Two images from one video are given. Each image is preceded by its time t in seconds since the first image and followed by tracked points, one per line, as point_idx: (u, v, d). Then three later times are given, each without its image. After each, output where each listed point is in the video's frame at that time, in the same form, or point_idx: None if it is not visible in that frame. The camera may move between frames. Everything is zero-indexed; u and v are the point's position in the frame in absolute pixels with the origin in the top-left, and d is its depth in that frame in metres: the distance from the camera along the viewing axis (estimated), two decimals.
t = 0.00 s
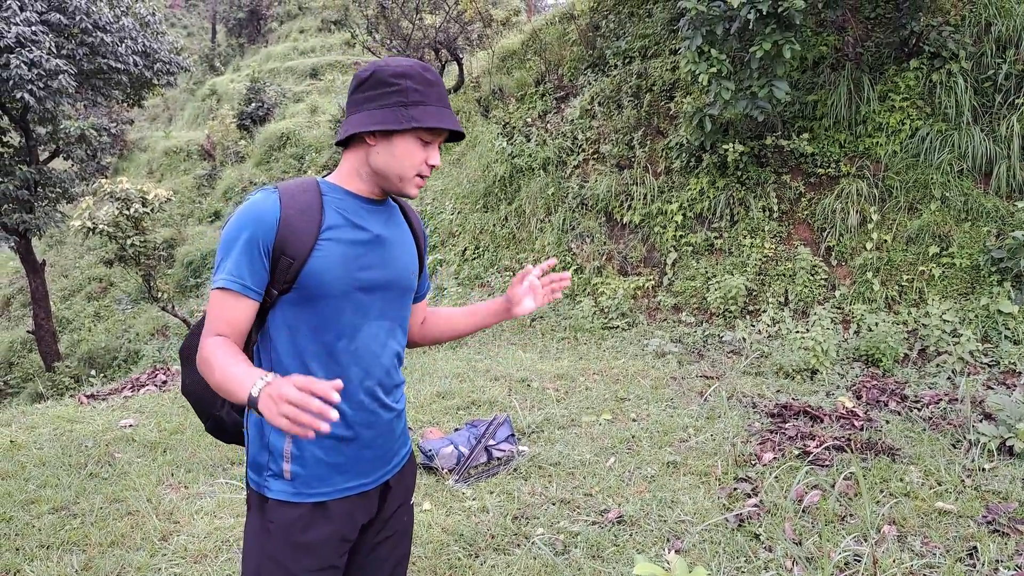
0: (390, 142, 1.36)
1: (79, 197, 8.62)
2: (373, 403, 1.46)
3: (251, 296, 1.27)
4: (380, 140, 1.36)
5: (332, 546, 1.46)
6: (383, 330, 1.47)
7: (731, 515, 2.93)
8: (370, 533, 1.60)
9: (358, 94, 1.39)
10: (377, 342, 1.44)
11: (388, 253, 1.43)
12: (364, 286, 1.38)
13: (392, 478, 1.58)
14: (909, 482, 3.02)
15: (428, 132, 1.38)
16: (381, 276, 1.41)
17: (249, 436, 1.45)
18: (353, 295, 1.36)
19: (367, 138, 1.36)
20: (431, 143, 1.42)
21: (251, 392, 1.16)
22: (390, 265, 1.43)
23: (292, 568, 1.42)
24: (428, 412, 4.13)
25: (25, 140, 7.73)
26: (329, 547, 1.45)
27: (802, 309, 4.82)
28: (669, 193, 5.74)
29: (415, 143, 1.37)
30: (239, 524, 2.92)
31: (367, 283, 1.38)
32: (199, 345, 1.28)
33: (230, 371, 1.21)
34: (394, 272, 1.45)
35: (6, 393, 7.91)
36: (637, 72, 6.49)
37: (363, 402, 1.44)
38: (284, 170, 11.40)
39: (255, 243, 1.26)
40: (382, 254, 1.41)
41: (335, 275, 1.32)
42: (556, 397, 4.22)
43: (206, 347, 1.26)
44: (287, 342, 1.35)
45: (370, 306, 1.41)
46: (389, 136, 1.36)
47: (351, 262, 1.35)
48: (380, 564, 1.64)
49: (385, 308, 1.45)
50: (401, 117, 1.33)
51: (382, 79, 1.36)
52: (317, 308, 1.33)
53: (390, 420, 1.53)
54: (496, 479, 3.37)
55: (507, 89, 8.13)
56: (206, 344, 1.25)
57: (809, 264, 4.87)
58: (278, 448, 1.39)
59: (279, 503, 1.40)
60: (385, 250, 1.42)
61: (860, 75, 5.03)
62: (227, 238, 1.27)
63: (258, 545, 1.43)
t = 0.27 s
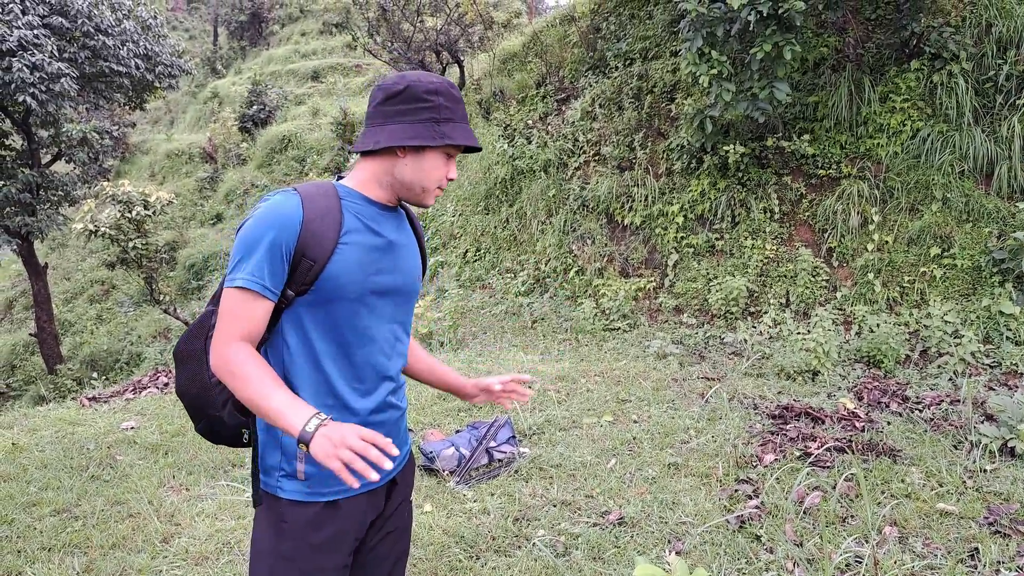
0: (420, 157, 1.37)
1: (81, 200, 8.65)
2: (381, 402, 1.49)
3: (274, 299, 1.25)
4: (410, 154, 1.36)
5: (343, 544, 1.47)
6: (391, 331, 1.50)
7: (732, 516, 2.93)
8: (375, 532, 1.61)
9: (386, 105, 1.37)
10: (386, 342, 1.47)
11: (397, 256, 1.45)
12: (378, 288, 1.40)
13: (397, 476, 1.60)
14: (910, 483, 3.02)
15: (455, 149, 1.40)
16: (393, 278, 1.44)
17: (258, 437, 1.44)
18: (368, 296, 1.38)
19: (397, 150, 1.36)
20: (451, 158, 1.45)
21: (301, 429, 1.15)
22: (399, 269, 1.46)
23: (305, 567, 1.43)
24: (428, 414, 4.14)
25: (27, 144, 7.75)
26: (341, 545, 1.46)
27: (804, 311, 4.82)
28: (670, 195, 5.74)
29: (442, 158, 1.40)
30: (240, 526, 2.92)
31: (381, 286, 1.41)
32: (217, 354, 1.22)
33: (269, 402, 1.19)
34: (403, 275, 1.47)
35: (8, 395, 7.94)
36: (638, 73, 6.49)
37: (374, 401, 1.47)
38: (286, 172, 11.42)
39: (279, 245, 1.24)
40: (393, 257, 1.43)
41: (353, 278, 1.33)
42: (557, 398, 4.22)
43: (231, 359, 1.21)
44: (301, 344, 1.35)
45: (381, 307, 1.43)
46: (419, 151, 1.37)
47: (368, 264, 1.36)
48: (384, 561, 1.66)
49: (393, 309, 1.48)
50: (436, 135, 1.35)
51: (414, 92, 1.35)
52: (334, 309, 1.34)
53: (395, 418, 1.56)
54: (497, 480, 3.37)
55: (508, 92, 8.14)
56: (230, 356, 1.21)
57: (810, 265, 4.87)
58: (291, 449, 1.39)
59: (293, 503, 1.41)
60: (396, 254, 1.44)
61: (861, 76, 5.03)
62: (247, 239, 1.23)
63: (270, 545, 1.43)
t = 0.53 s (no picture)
0: (442, 152, 1.41)
1: (87, 200, 8.71)
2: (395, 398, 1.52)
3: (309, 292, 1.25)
4: (432, 151, 1.41)
5: (356, 531, 1.50)
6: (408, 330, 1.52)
7: (734, 518, 2.92)
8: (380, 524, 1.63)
9: (401, 112, 1.41)
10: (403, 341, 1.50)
11: (420, 259, 1.47)
12: (402, 288, 1.42)
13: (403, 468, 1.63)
14: (912, 486, 3.01)
15: (473, 140, 1.46)
16: (415, 279, 1.46)
17: (273, 427, 1.44)
18: (393, 296, 1.40)
19: (419, 150, 1.41)
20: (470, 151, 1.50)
21: (366, 418, 1.28)
22: (420, 272, 1.48)
23: (322, 555, 1.44)
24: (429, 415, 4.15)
25: (33, 145, 7.81)
26: (355, 532, 1.49)
27: (807, 312, 4.80)
28: (673, 196, 5.74)
29: (462, 152, 1.44)
30: (244, 525, 2.94)
31: (404, 286, 1.43)
32: (253, 346, 1.20)
33: (324, 392, 1.26)
34: (422, 279, 1.49)
35: (14, 394, 7.99)
36: (641, 74, 6.48)
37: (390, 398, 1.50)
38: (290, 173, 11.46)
39: (317, 240, 1.24)
40: (416, 260, 1.45)
41: (382, 277, 1.35)
42: (558, 399, 4.23)
43: (274, 350, 1.21)
44: (327, 336, 1.36)
45: (402, 307, 1.46)
46: (441, 147, 1.41)
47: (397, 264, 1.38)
48: (387, 553, 1.68)
49: (412, 309, 1.51)
50: (453, 129, 1.40)
51: (426, 95, 1.40)
52: (361, 306, 1.36)
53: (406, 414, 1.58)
54: (498, 481, 3.37)
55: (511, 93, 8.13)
56: (275, 345, 1.20)
57: (814, 267, 4.86)
58: (309, 439, 1.40)
59: (310, 492, 1.42)
60: (419, 257, 1.46)
61: (865, 77, 5.00)
62: (286, 231, 1.23)
63: (286, 534, 1.43)
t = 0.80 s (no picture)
0: (455, 161, 1.43)
1: (92, 202, 8.73)
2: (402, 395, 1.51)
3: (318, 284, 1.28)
4: (444, 160, 1.42)
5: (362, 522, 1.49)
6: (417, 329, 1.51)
7: (738, 519, 2.92)
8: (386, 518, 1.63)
9: (418, 120, 1.43)
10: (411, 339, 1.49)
11: (430, 258, 1.47)
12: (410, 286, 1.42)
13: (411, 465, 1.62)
14: (917, 486, 3.00)
15: (485, 151, 1.47)
16: (424, 278, 1.46)
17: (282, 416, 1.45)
18: (400, 293, 1.40)
19: (433, 158, 1.42)
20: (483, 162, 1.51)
21: (385, 399, 1.30)
22: (430, 271, 1.48)
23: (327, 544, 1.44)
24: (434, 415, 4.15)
25: (38, 147, 7.83)
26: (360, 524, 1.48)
27: (811, 312, 4.80)
28: (676, 196, 5.74)
29: (474, 161, 1.46)
30: (249, 525, 2.95)
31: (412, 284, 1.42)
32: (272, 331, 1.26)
33: (343, 377, 1.29)
34: (432, 278, 1.49)
35: (18, 396, 8.01)
36: (644, 75, 6.49)
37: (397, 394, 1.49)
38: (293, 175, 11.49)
39: (328, 233, 1.27)
40: (426, 259, 1.45)
41: (389, 272, 1.36)
42: (562, 400, 4.22)
43: (292, 337, 1.25)
44: (338, 329, 1.38)
45: (411, 305, 1.45)
46: (454, 156, 1.42)
47: (405, 262, 1.39)
48: (391, 550, 1.68)
49: (421, 308, 1.50)
50: (465, 140, 1.41)
51: (442, 106, 1.42)
52: (368, 301, 1.37)
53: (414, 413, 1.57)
54: (502, 481, 3.37)
55: (514, 94, 8.15)
56: (296, 336, 1.26)
57: (818, 267, 4.85)
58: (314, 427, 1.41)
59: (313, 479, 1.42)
60: (429, 256, 1.46)
61: (869, 77, 5.00)
62: (300, 224, 1.27)
63: (293, 521, 1.45)
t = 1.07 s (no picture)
0: (444, 159, 1.45)
1: (93, 204, 8.71)
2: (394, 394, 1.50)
3: (299, 280, 1.32)
4: (434, 158, 1.45)
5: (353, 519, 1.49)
6: (410, 327, 1.51)
7: (739, 519, 2.93)
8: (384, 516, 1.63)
9: (412, 123, 1.48)
10: (402, 337, 1.48)
11: (423, 256, 1.48)
12: (399, 284, 1.43)
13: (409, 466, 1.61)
14: (917, 487, 3.01)
15: (476, 150, 1.48)
16: (415, 276, 1.46)
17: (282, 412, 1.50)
18: (388, 289, 1.41)
19: (423, 156, 1.45)
20: (478, 161, 1.52)
21: (288, 409, 1.21)
22: (423, 270, 1.48)
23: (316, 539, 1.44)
24: (437, 417, 4.16)
25: (38, 148, 7.81)
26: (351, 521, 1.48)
27: (812, 313, 4.81)
28: (678, 197, 5.74)
29: (465, 159, 1.47)
30: (250, 527, 2.95)
31: (402, 282, 1.43)
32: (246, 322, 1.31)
33: (270, 378, 1.25)
34: (426, 277, 1.49)
35: (18, 397, 7.99)
36: (646, 76, 6.50)
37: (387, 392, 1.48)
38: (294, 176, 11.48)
39: (310, 229, 1.32)
40: (418, 258, 1.46)
41: (374, 268, 1.37)
42: (565, 402, 4.23)
43: (257, 329, 1.28)
44: (325, 326, 1.40)
45: (402, 303, 1.46)
46: (442, 155, 1.45)
47: (390, 259, 1.40)
48: (389, 550, 1.67)
49: (413, 307, 1.50)
50: (454, 138, 1.43)
51: (432, 105, 1.46)
52: (354, 297, 1.38)
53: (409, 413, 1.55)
54: (504, 483, 3.37)
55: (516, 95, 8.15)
56: (259, 326, 1.28)
57: (819, 268, 4.86)
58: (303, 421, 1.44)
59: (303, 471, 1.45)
60: (421, 255, 1.47)
61: (870, 78, 5.00)
62: (287, 222, 1.33)
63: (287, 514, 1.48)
